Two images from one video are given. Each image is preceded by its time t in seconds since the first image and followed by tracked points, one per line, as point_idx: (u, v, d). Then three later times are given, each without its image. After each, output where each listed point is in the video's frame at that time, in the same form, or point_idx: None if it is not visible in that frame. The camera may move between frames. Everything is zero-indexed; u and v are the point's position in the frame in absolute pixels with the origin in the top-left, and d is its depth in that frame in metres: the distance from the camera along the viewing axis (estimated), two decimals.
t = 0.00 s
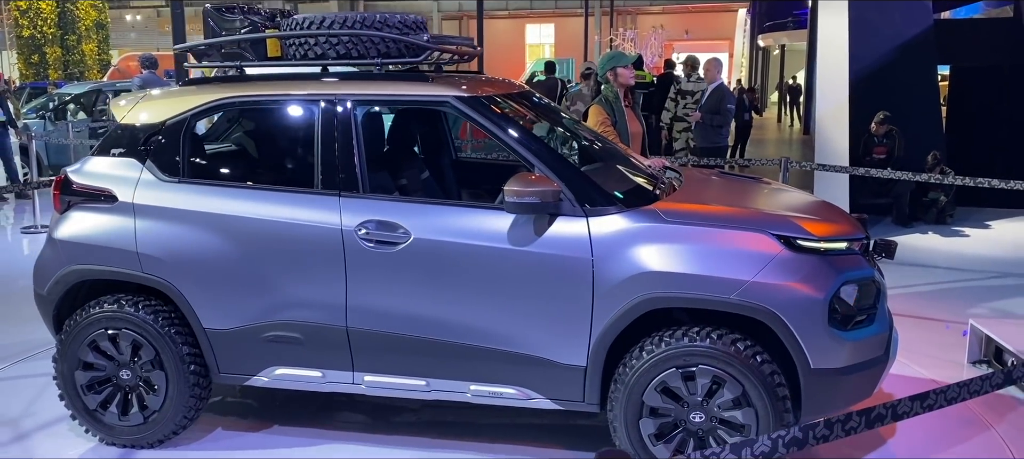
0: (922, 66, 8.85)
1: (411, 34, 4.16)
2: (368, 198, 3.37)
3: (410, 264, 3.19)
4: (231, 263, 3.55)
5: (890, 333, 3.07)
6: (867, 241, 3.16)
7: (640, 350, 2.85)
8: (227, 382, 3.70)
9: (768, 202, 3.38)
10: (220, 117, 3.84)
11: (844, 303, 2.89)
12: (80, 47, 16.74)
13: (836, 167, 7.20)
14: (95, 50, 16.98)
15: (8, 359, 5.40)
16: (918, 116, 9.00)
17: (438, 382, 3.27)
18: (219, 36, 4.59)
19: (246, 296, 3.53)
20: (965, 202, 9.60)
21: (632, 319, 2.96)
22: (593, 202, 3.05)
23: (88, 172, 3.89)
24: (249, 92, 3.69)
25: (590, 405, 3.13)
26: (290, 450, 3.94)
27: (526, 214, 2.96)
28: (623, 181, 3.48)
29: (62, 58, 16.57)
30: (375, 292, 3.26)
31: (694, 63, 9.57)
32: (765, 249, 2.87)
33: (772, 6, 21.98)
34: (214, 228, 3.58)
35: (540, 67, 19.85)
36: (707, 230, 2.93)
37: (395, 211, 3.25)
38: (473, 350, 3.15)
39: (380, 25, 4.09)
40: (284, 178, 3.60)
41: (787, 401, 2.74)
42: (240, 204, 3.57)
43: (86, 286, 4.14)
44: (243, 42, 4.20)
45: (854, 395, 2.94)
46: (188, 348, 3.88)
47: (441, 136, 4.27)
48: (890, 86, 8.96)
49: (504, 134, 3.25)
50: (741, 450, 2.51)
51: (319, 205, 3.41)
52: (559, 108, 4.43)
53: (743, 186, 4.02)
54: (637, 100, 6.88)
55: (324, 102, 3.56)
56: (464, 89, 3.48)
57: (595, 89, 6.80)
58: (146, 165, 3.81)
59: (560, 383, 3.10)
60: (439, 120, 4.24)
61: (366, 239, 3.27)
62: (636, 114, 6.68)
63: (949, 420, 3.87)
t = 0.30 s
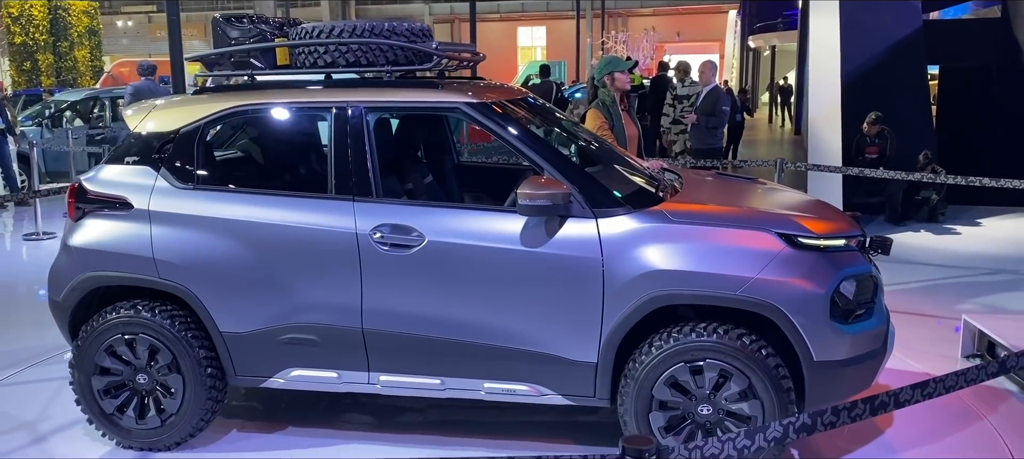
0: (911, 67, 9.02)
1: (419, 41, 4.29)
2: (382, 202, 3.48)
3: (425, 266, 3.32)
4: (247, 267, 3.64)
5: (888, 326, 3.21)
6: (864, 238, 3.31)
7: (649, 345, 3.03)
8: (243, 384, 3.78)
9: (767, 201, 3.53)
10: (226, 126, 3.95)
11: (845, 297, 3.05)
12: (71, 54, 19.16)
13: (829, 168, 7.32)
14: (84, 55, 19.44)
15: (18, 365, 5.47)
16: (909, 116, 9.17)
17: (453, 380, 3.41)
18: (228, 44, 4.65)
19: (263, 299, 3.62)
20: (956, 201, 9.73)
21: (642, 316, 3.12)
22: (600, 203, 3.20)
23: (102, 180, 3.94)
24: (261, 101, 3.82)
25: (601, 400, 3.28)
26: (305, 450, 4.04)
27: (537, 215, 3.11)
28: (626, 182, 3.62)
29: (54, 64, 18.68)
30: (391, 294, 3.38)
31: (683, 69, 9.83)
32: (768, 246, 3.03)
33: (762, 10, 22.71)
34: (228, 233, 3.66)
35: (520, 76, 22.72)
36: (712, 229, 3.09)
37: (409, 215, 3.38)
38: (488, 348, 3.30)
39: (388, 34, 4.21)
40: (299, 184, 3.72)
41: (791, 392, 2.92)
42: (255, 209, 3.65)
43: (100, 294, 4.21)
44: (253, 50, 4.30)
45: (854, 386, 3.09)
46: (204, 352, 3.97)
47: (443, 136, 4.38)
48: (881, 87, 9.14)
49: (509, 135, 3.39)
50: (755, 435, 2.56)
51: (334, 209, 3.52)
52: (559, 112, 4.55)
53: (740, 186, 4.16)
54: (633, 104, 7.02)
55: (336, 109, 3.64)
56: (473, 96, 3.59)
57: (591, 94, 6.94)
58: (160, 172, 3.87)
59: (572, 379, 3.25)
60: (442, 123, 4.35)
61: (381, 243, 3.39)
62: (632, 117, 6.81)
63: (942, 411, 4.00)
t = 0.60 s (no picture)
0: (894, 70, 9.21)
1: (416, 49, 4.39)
2: (386, 207, 3.58)
3: (429, 269, 3.43)
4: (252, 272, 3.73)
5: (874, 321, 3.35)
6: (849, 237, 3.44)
7: (647, 343, 3.17)
8: (249, 387, 3.86)
9: (755, 203, 3.66)
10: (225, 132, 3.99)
11: (834, 295, 3.19)
12: (58, 57, 19.88)
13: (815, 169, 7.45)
14: (73, 59, 20.27)
15: (18, 369, 5.52)
16: (892, 116, 9.35)
17: (457, 380, 3.52)
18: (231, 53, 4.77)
19: (269, 303, 3.70)
20: (939, 201, 9.91)
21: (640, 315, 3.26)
22: (600, 206, 3.32)
23: (106, 188, 4.01)
24: (264, 109, 3.92)
25: (600, 397, 3.41)
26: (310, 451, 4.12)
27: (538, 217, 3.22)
28: (620, 184, 3.73)
29: (42, 69, 19.54)
30: (396, 297, 3.49)
31: (667, 68, 9.96)
32: (761, 246, 3.16)
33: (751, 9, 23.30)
34: (234, 239, 3.74)
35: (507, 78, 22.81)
36: (706, 230, 3.22)
37: (412, 220, 3.49)
38: (491, 348, 3.41)
39: (388, 42, 4.32)
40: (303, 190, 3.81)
41: (783, 386, 3.08)
42: (258, 214, 3.73)
43: (103, 300, 4.28)
44: (255, 59, 4.40)
45: (842, 381, 3.23)
46: (210, 355, 4.05)
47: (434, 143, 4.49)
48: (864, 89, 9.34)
49: (510, 142, 3.51)
50: (750, 426, 2.65)
51: (338, 214, 3.61)
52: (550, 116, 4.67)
53: (728, 188, 4.29)
54: (620, 108, 7.15)
55: (340, 115, 3.75)
56: (472, 102, 3.70)
57: (580, 99, 7.08)
58: (165, 179, 3.93)
59: (573, 377, 3.37)
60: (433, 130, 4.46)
61: (385, 246, 3.49)
62: (619, 122, 6.94)
63: (924, 404, 4.15)
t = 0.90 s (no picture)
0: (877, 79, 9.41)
1: (413, 64, 4.49)
2: (385, 217, 3.69)
3: (429, 277, 3.53)
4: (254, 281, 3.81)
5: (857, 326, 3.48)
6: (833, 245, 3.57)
7: (641, 349, 3.28)
8: (251, 394, 3.95)
9: (742, 212, 3.79)
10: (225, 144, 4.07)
11: (819, 301, 3.32)
12: (45, 61, 19.72)
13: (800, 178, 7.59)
14: (61, 63, 19.88)
15: (16, 377, 5.56)
16: (875, 124, 9.54)
17: (456, 386, 3.63)
18: (230, 66, 4.87)
19: (270, 312, 3.79)
20: (921, 208, 10.10)
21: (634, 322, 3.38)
22: (594, 216, 3.44)
23: (107, 200, 4.05)
24: (264, 122, 4.00)
25: (595, 401, 3.53)
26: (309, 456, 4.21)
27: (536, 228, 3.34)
28: (612, 194, 3.85)
29: (28, 73, 19.47)
30: (397, 305, 3.59)
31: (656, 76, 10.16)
32: (750, 255, 3.29)
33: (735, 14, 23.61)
34: (238, 250, 3.83)
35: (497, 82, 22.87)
36: (697, 239, 3.35)
37: (412, 229, 3.59)
38: (490, 355, 3.52)
39: (384, 56, 4.43)
40: (304, 201, 3.91)
41: (771, 389, 3.21)
42: (260, 225, 3.83)
43: (104, 311, 4.35)
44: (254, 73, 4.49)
45: (827, 384, 3.36)
46: (213, 364, 4.14)
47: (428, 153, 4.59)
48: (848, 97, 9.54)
49: (506, 153, 3.63)
50: (738, 431, 2.77)
51: (339, 224, 3.71)
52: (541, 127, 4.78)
53: (715, 197, 4.43)
54: (608, 119, 7.29)
55: (340, 128, 3.85)
56: (468, 115, 3.81)
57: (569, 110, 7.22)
58: (167, 191, 3.99)
59: (568, 381, 3.49)
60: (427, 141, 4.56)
61: (386, 256, 3.59)
62: (607, 132, 7.08)
63: (905, 405, 4.29)
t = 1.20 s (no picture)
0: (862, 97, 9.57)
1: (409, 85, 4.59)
2: (383, 236, 3.76)
3: (426, 296, 3.61)
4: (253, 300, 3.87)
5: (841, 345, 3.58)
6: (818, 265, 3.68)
7: (633, 367, 3.37)
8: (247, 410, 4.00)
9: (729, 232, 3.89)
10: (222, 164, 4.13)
11: (805, 320, 3.42)
12: (34, 65, 19.73)
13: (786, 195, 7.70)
14: (48, 67, 20.05)
15: (8, 389, 5.56)
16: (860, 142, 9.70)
17: (451, 402, 3.70)
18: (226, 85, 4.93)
19: (267, 330, 3.84)
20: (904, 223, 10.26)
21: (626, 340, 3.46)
22: (587, 237, 3.53)
23: (103, 218, 4.06)
24: (263, 142, 4.06)
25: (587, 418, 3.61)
26: None
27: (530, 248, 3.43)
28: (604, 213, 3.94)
29: (17, 76, 19.55)
30: (394, 324, 3.66)
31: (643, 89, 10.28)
32: (739, 275, 3.38)
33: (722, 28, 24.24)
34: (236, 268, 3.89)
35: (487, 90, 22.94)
36: (687, 259, 3.44)
37: (409, 249, 3.67)
38: (485, 372, 3.60)
39: (380, 77, 4.51)
40: (302, 220, 3.98)
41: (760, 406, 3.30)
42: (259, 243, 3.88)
43: (99, 328, 4.38)
44: (251, 93, 4.56)
45: (812, 402, 3.46)
46: (210, 381, 4.18)
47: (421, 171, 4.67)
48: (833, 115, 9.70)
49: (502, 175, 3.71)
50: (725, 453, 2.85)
51: (338, 243, 3.78)
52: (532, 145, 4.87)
53: (701, 216, 4.53)
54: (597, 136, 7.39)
55: (337, 149, 3.92)
56: (464, 136, 3.89)
57: (559, 127, 7.32)
58: (165, 208, 4.02)
59: (561, 398, 3.57)
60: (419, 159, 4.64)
61: (384, 274, 3.66)
62: (595, 149, 7.19)
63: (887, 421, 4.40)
